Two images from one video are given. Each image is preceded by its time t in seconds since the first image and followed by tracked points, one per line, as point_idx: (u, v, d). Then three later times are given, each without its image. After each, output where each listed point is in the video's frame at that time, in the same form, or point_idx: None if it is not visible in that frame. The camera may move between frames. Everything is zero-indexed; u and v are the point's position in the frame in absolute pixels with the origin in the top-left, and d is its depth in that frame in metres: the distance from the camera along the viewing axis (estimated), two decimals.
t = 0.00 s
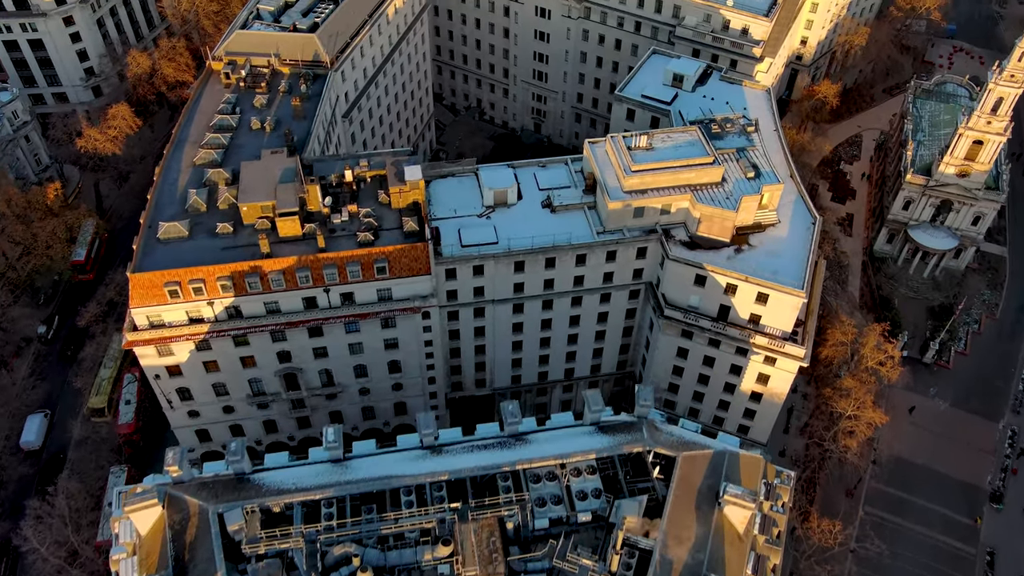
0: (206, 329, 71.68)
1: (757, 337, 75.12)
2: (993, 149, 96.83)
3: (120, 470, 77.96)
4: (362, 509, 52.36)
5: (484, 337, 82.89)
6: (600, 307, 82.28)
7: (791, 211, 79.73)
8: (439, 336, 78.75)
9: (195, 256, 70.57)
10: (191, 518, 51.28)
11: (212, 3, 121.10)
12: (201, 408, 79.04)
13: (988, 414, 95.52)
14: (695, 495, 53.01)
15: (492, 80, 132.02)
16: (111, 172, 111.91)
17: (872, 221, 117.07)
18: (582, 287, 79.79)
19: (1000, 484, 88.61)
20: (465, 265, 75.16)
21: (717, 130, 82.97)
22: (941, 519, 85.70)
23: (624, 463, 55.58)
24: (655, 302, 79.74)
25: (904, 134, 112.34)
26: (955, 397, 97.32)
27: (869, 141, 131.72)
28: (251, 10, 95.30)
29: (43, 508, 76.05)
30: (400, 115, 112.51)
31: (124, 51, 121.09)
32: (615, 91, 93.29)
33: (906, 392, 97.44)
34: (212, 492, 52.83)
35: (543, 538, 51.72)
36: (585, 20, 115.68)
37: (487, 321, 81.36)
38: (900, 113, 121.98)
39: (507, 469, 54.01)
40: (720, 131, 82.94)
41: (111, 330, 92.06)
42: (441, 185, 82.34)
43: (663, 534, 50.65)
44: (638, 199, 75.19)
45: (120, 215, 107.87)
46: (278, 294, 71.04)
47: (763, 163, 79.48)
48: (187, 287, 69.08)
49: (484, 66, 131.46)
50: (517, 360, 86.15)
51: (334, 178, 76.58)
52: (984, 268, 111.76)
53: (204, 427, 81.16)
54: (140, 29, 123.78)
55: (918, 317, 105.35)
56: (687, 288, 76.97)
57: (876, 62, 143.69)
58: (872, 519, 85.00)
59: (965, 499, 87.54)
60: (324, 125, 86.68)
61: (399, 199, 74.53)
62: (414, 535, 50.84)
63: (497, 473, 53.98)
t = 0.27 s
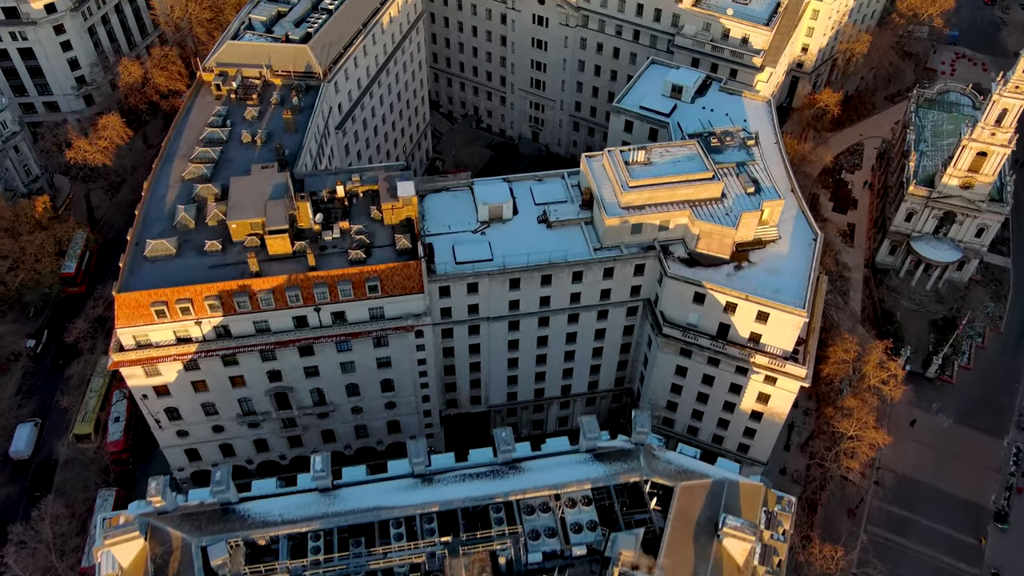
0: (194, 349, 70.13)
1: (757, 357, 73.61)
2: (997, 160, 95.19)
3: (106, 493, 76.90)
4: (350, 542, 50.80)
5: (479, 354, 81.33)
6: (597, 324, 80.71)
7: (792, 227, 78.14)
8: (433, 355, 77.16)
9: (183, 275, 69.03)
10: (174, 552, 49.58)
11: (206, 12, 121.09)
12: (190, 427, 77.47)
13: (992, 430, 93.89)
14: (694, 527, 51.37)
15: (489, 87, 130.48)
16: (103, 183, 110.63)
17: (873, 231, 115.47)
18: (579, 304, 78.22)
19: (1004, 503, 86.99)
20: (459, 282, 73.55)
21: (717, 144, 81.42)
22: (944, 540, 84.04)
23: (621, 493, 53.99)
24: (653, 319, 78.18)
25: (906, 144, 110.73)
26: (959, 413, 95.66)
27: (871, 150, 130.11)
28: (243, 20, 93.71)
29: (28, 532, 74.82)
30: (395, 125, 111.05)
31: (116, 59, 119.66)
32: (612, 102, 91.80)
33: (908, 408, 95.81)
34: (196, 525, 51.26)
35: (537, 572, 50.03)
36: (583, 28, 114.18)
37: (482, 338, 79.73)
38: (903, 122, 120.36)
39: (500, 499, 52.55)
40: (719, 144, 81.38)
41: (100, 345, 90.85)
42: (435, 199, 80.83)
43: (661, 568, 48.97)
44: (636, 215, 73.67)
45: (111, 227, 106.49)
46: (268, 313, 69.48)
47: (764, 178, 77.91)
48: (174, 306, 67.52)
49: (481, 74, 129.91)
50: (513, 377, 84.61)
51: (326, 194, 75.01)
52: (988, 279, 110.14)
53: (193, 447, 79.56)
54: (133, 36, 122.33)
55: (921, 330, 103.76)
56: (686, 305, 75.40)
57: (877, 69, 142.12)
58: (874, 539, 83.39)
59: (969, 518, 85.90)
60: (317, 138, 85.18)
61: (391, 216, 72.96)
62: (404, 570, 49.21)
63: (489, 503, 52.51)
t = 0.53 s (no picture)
0: (181, 370, 68.60)
1: (757, 376, 72.12)
2: (1001, 173, 93.60)
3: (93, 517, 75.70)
4: None
5: (473, 372, 79.78)
6: (594, 341, 79.18)
7: (793, 243, 76.59)
8: (426, 374, 75.60)
9: (170, 294, 67.50)
10: None
11: (199, 20, 119.93)
12: (179, 448, 75.92)
13: (996, 447, 92.28)
14: (692, 561, 49.69)
15: (486, 95, 128.95)
16: (94, 194, 109.40)
17: (874, 242, 113.97)
18: (575, 321, 76.70)
19: (1009, 522, 85.38)
20: (453, 300, 71.98)
21: (716, 158, 79.87)
22: (948, 561, 82.38)
23: (617, 525, 52.42)
24: (651, 337, 76.62)
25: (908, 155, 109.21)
26: (962, 429, 94.02)
27: (872, 158, 128.60)
28: (234, 30, 92.21)
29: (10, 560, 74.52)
30: (390, 135, 109.58)
31: (107, 67, 118.20)
32: (610, 114, 90.35)
33: (911, 424, 94.15)
34: (178, 559, 49.68)
35: None
36: (580, 37, 112.72)
37: (477, 356, 78.12)
38: (905, 131, 118.82)
39: (493, 531, 51.05)
40: (718, 158, 79.85)
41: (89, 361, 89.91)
42: (429, 214, 79.33)
43: None
44: (633, 232, 72.20)
45: (101, 239, 105.38)
46: (257, 333, 67.94)
47: (764, 193, 76.41)
48: (160, 327, 65.94)
49: (477, 82, 128.41)
50: (509, 395, 83.07)
51: (316, 210, 73.47)
52: (991, 291, 108.55)
53: (182, 467, 77.97)
54: (125, 44, 120.91)
55: (923, 344, 102.22)
56: (684, 323, 73.87)
57: (879, 76, 140.65)
58: (876, 560, 81.81)
59: (972, 539, 84.27)
60: (309, 151, 83.69)
61: (383, 233, 71.39)
62: None
63: (482, 536, 51.01)
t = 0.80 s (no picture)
0: (168, 392, 67.04)
1: (757, 397, 70.59)
2: (1005, 185, 92.07)
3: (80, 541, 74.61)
4: None
5: (468, 391, 78.25)
6: (591, 359, 77.63)
7: (793, 261, 75.05)
8: (419, 394, 74.03)
9: (156, 315, 65.95)
10: None
11: (191, 28, 118.80)
12: (167, 469, 74.35)
13: (1000, 465, 90.73)
14: None
15: (482, 103, 127.44)
16: (84, 206, 107.29)
17: (876, 253, 112.42)
18: (571, 340, 75.14)
19: (1013, 543, 83.82)
20: (446, 320, 70.42)
21: (715, 172, 78.31)
22: None
23: (612, 558, 50.96)
24: (649, 356, 75.07)
25: (910, 165, 107.68)
26: (966, 446, 92.44)
27: (873, 167, 127.07)
28: (225, 40, 90.63)
29: None
30: (384, 145, 108.14)
31: (99, 76, 116.56)
32: (607, 126, 88.86)
33: (914, 440, 92.48)
34: None
35: None
36: (577, 45, 111.22)
37: (471, 375, 76.58)
38: (906, 140, 117.27)
39: (484, 566, 49.69)
40: (717, 172, 78.30)
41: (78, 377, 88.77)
42: (422, 230, 77.77)
43: None
44: (630, 250, 70.69)
45: (93, 252, 104.18)
46: (245, 354, 66.40)
47: (763, 209, 74.88)
48: (146, 349, 64.39)
49: (474, 90, 126.87)
50: (504, 413, 81.54)
51: (307, 227, 71.92)
52: (994, 304, 106.96)
53: (170, 488, 76.38)
54: (117, 52, 119.33)
55: (925, 358, 100.65)
56: (683, 343, 72.35)
57: (880, 84, 139.09)
58: None
59: (977, 560, 82.71)
60: (300, 164, 82.15)
61: (375, 251, 69.82)
62: None
63: (473, 571, 49.57)
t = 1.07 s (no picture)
0: (154, 414, 65.49)
1: (757, 419, 69.04)
2: (1009, 198, 90.52)
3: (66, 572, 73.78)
4: None
5: (462, 410, 76.69)
6: (587, 378, 76.06)
7: (794, 279, 73.49)
8: (412, 415, 72.45)
9: (141, 336, 64.38)
10: None
11: (184, 36, 117.71)
12: (154, 491, 72.74)
13: (1004, 483, 89.15)
14: None
15: (479, 112, 125.88)
16: (74, 217, 106.17)
17: (877, 265, 110.87)
18: (567, 359, 73.58)
19: (1018, 564, 82.27)
20: (439, 340, 68.85)
21: (714, 188, 76.81)
22: None
23: None
24: (646, 376, 73.52)
25: (912, 176, 106.14)
26: (970, 464, 90.86)
27: (874, 176, 125.51)
28: (216, 51, 89.11)
29: None
30: (378, 156, 106.62)
31: (90, 85, 114.89)
32: (604, 139, 87.42)
33: (916, 458, 90.84)
34: None
35: None
36: (575, 54, 109.72)
37: (465, 395, 75.01)
38: (908, 149, 115.72)
39: None
40: (716, 188, 76.77)
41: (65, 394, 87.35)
42: (416, 247, 76.26)
43: None
44: (627, 268, 69.16)
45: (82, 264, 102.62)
46: (233, 377, 64.86)
47: (763, 225, 73.35)
48: (131, 371, 62.84)
49: (470, 98, 125.34)
50: (499, 433, 79.96)
51: (296, 245, 70.36)
52: (998, 317, 105.37)
53: (158, 510, 74.78)
54: (108, 60, 117.61)
55: (928, 373, 99.08)
56: (681, 363, 70.78)
57: (881, 91, 137.62)
58: None
59: None
60: (291, 179, 80.63)
61: (366, 270, 68.26)
62: None
63: None
